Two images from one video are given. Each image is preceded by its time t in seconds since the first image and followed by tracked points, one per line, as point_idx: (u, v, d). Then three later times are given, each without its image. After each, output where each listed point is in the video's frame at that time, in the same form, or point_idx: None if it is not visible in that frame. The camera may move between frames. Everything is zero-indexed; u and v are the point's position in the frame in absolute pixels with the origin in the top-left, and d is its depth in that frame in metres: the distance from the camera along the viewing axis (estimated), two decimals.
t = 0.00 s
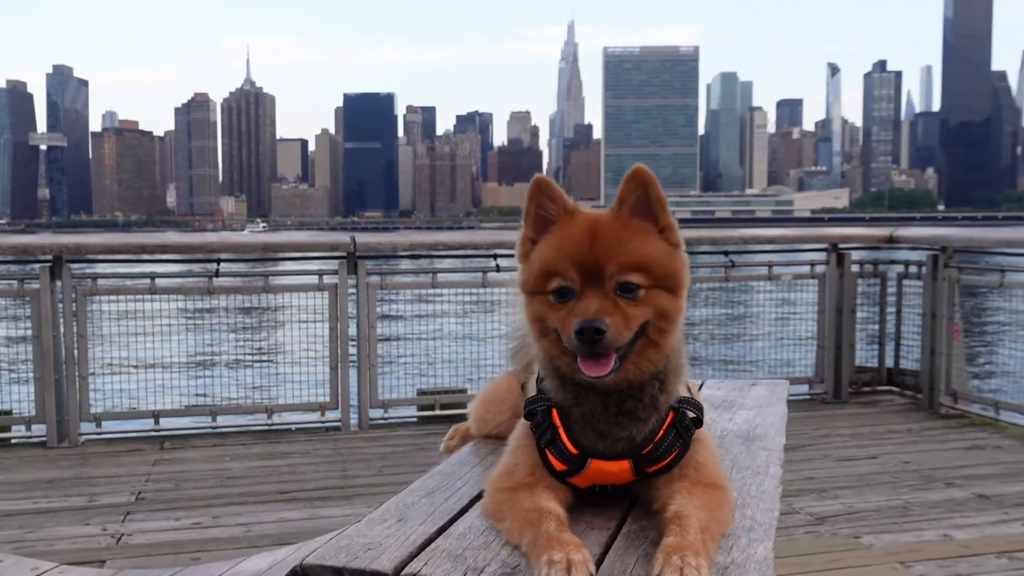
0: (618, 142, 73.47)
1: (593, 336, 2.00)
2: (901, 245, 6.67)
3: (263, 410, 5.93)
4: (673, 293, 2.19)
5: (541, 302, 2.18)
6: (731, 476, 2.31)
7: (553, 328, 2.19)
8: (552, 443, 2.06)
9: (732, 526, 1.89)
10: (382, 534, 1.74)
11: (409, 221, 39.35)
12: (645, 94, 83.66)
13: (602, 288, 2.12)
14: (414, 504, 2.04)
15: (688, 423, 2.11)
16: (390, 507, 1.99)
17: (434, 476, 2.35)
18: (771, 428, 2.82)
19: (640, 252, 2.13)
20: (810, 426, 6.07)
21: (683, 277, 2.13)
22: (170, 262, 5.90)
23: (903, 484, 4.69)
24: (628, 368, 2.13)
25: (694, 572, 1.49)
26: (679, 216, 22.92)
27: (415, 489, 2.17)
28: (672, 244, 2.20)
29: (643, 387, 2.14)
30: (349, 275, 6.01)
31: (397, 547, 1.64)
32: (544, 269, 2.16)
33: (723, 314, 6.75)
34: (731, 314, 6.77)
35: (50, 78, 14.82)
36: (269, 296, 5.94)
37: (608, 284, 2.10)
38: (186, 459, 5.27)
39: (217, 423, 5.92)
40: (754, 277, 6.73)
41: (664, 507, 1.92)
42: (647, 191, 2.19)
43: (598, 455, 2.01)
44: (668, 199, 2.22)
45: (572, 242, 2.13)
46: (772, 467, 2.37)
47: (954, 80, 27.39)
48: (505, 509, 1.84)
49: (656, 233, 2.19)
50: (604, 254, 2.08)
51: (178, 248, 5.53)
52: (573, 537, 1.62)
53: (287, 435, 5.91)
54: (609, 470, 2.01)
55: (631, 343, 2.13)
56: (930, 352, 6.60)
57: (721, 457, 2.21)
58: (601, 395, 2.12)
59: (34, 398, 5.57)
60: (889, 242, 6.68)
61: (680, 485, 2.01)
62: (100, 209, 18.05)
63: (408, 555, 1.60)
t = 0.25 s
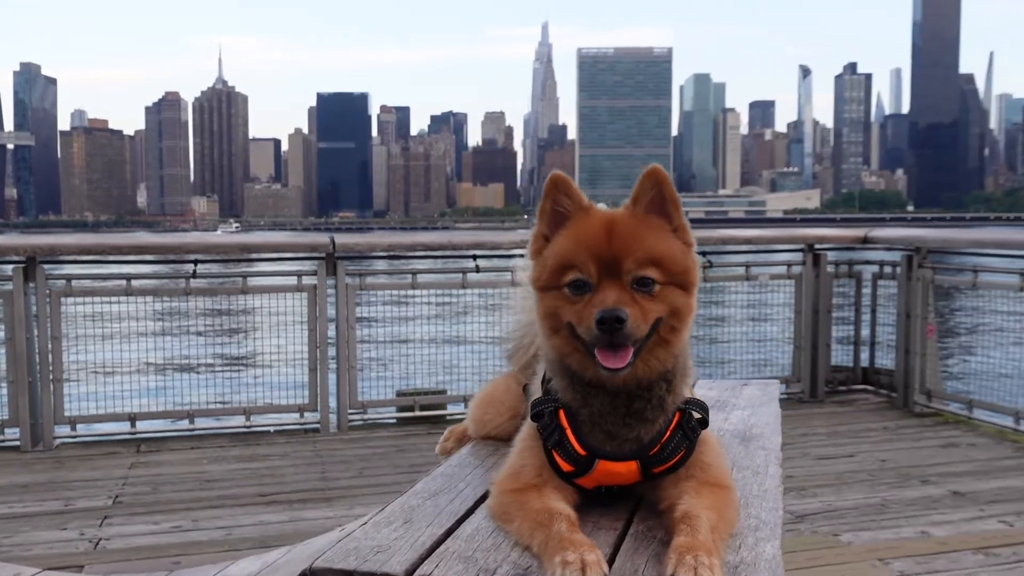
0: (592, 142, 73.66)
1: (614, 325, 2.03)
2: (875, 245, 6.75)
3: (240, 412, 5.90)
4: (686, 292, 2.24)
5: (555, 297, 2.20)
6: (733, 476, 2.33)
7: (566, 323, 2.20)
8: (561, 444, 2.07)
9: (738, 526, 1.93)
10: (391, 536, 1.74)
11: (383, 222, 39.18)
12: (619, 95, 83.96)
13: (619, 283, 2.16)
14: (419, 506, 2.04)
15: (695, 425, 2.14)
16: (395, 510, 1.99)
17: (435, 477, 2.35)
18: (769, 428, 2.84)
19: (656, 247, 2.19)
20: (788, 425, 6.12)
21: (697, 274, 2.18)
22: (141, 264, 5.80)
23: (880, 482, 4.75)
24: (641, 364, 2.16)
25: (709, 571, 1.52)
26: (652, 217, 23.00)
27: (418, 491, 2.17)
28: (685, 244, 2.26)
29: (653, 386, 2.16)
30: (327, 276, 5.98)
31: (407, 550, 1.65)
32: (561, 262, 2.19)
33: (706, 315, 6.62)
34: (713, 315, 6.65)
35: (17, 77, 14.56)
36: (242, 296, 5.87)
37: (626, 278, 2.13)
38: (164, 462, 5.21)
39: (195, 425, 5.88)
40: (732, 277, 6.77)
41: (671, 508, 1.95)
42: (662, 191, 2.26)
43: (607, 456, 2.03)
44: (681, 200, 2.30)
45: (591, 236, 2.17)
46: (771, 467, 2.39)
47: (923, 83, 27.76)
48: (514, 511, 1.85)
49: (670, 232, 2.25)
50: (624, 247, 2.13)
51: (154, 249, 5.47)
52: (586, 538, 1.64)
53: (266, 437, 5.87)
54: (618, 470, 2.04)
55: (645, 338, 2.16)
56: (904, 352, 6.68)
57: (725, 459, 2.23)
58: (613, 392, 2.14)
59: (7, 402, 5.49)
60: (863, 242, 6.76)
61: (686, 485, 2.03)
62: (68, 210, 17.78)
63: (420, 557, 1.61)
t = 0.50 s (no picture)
0: (567, 144, 73.83)
1: (623, 311, 2.07)
2: (851, 246, 6.84)
3: (219, 414, 5.86)
4: (701, 294, 2.27)
5: (571, 289, 2.25)
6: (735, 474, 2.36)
7: (580, 316, 2.24)
8: (575, 446, 2.09)
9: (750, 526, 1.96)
10: (408, 538, 1.75)
11: (357, 222, 39.01)
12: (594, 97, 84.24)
13: (634, 277, 2.20)
14: (430, 507, 2.05)
15: (704, 426, 2.16)
16: (408, 511, 2.00)
17: (444, 477, 2.36)
18: (767, 428, 2.88)
19: (673, 246, 2.23)
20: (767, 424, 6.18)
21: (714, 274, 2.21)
22: (113, 264, 5.78)
23: (858, 480, 4.81)
24: (653, 361, 2.18)
25: (728, 570, 1.55)
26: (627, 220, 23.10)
27: (429, 492, 2.18)
28: (704, 247, 2.30)
29: (662, 386, 2.19)
30: (308, 277, 5.96)
31: (425, 551, 1.66)
32: (580, 254, 2.24)
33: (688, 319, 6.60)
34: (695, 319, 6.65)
35: None
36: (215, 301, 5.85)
37: (640, 271, 2.18)
38: (142, 465, 5.16)
39: (173, 428, 5.82)
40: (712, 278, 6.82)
41: (684, 507, 1.97)
42: (683, 194, 2.32)
43: (620, 457, 2.06)
44: (702, 205, 2.34)
45: (608, 230, 2.23)
46: (771, 467, 2.43)
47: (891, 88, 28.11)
48: (530, 512, 1.87)
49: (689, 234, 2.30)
50: (640, 241, 2.18)
51: (132, 249, 5.43)
52: (604, 539, 1.67)
53: (246, 439, 5.81)
54: (631, 471, 2.06)
55: (656, 334, 2.18)
56: (880, 352, 6.76)
57: (734, 458, 2.27)
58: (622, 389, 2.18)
59: None
60: (839, 243, 6.84)
61: (697, 484, 2.06)
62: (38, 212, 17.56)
63: (438, 558, 1.62)
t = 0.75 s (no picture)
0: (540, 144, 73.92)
1: (628, 299, 2.09)
2: (826, 246, 6.92)
3: (197, 416, 5.76)
4: (705, 291, 2.29)
5: (577, 282, 2.28)
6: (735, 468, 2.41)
7: (585, 309, 2.26)
8: (581, 441, 2.12)
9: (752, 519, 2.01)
10: (417, 534, 1.78)
11: (330, 224, 38.79)
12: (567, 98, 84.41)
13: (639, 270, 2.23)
14: (435, 504, 2.07)
15: (707, 422, 2.19)
16: (413, 508, 2.02)
17: (443, 475, 2.37)
18: (759, 424, 2.92)
19: (678, 240, 2.26)
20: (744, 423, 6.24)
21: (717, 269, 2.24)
22: (82, 264, 5.70)
23: (834, 477, 4.88)
24: (657, 354, 2.19)
25: (735, 561, 1.59)
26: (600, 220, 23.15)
27: (432, 490, 2.19)
28: (708, 245, 2.33)
29: (667, 380, 2.20)
30: (286, 276, 5.92)
31: (435, 547, 1.68)
32: (586, 248, 2.28)
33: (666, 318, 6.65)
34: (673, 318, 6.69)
35: None
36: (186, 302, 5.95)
37: (645, 264, 2.21)
38: (119, 468, 5.11)
39: (150, 429, 5.78)
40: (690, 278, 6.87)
41: (688, 501, 2.01)
42: (689, 191, 2.36)
43: (626, 451, 2.09)
44: (707, 204, 2.38)
45: (614, 223, 2.27)
46: (772, 463, 2.50)
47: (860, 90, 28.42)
48: (536, 507, 1.90)
49: (694, 230, 2.33)
50: (646, 233, 2.22)
51: (107, 250, 5.37)
52: (611, 533, 1.70)
53: (224, 440, 5.76)
54: (636, 466, 2.09)
55: (661, 327, 2.20)
56: (853, 350, 6.85)
57: (734, 454, 2.31)
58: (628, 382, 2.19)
59: None
60: (814, 243, 6.92)
61: (699, 479, 2.09)
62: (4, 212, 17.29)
63: (448, 554, 1.65)
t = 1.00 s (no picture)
0: (512, 145, 73.95)
1: (629, 294, 2.11)
2: (799, 246, 6.99)
3: (170, 418, 5.73)
4: (704, 287, 2.31)
5: (578, 280, 2.31)
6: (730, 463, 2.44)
7: (586, 306, 2.28)
8: (581, 437, 2.13)
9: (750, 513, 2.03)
10: (420, 531, 1.78)
11: (301, 224, 38.45)
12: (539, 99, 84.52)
13: (639, 267, 2.26)
14: (434, 501, 2.07)
15: (704, 417, 2.22)
16: (413, 505, 2.02)
17: (439, 472, 2.38)
18: (748, 420, 2.97)
19: (677, 237, 2.29)
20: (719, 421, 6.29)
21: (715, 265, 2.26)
22: (53, 265, 5.62)
23: (810, 474, 4.94)
24: (657, 350, 2.21)
25: (738, 554, 1.61)
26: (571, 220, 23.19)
27: (430, 487, 2.20)
28: (707, 242, 2.36)
29: (667, 377, 2.22)
30: (263, 276, 5.90)
31: (438, 544, 1.69)
32: (586, 245, 2.30)
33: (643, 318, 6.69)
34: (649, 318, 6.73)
35: None
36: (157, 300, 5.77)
37: (645, 260, 2.23)
38: (92, 471, 5.04)
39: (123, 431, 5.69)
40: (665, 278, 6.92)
41: (686, 496, 2.03)
42: (688, 190, 2.40)
43: (626, 447, 2.10)
44: (705, 203, 2.41)
45: (614, 221, 2.30)
46: (762, 460, 2.52)
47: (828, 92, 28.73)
48: (539, 504, 1.92)
49: (693, 227, 2.36)
50: (645, 230, 2.24)
51: (78, 250, 5.29)
52: (615, 528, 1.72)
53: (199, 442, 5.71)
54: (636, 462, 2.11)
55: (661, 323, 2.22)
56: (826, 349, 6.94)
57: (731, 449, 2.33)
58: (629, 379, 2.21)
59: None
60: (787, 243, 7.00)
61: (698, 474, 2.12)
62: None
63: (452, 550, 1.66)
